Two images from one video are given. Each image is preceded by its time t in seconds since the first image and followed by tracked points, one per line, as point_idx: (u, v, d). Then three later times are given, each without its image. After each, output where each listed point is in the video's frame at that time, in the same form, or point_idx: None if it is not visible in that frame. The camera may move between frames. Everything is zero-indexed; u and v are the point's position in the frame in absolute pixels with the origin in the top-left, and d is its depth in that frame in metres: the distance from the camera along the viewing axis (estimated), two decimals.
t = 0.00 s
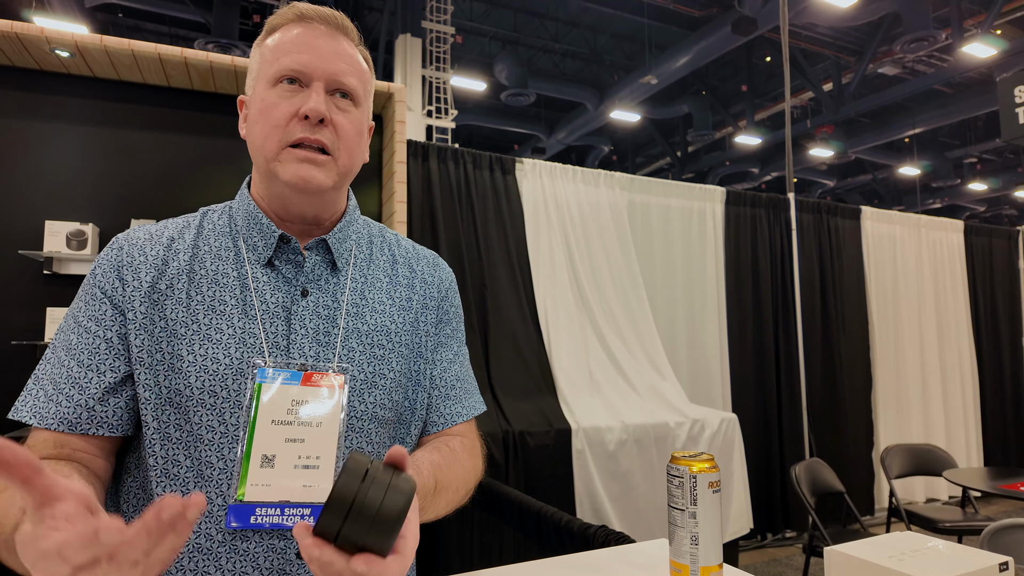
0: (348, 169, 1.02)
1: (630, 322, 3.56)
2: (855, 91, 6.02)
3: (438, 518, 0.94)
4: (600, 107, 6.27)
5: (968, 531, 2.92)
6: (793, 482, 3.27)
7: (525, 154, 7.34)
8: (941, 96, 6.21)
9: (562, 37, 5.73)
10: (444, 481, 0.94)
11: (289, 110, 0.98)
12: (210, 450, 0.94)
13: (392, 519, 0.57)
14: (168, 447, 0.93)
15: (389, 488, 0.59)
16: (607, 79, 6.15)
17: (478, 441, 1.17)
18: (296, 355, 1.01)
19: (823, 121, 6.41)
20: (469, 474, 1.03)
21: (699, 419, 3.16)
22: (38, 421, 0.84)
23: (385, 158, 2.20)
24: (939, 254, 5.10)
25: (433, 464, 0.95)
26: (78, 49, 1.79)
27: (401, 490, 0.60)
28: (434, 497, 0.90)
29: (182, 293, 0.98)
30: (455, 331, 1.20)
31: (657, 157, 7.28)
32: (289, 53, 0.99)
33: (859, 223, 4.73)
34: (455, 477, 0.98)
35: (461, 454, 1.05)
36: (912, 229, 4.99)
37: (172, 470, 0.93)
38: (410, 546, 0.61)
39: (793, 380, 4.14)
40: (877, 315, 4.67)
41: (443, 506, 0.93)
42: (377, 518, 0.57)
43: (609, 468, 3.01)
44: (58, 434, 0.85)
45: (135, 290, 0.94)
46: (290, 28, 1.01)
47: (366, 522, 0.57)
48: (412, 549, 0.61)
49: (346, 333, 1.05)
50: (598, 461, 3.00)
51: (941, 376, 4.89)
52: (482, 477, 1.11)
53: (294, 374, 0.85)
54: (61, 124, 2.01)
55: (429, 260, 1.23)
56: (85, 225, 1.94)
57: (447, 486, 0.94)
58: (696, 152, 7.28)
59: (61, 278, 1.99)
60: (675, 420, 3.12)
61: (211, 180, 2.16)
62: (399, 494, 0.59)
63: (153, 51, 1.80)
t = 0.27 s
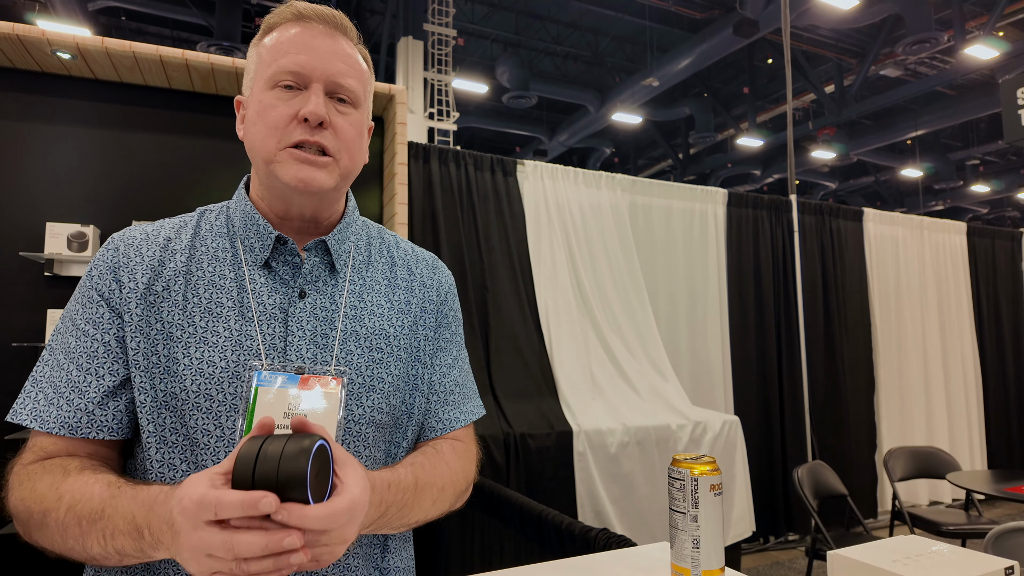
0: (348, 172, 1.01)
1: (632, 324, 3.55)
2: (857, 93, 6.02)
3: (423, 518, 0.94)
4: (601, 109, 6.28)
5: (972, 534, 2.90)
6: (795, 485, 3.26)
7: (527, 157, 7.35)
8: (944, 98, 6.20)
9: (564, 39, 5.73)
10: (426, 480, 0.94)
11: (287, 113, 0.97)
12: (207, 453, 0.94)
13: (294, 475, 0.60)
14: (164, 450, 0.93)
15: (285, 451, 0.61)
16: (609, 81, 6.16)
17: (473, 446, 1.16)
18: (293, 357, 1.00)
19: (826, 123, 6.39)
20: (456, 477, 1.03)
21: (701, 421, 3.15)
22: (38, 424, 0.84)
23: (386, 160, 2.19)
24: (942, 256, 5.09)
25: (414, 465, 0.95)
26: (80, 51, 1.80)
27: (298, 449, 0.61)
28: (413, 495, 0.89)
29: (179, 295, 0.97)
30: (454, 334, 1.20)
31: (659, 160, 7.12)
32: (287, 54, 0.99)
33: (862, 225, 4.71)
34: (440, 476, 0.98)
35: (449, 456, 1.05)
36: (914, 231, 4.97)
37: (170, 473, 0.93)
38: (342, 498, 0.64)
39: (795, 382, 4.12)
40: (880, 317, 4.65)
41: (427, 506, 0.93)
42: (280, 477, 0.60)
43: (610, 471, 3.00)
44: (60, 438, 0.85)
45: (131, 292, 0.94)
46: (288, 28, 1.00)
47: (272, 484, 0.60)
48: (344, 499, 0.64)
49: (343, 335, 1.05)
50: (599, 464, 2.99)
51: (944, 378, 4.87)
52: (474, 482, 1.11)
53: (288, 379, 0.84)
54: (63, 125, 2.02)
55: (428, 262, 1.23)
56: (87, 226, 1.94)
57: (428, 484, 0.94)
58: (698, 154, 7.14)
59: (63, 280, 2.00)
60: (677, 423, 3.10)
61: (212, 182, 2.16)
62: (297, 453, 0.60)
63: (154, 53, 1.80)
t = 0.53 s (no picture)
0: (352, 172, 1.00)
1: (634, 326, 3.54)
2: (859, 95, 6.01)
3: (416, 528, 0.93)
4: (603, 112, 6.32)
5: (976, 538, 2.88)
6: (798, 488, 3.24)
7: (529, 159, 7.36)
8: (946, 100, 6.19)
9: (566, 42, 5.73)
10: (417, 489, 0.93)
11: (294, 112, 0.97)
12: (205, 458, 0.94)
13: (285, 514, 0.57)
14: (162, 454, 0.93)
15: (275, 490, 0.59)
16: (610, 83, 6.15)
17: (471, 451, 1.16)
18: (292, 361, 1.00)
19: (828, 125, 6.38)
20: (450, 486, 1.02)
21: (703, 424, 3.14)
22: (36, 427, 0.84)
23: (388, 162, 2.19)
24: (945, 258, 5.07)
25: (406, 474, 0.94)
26: (82, 54, 1.80)
27: (289, 486, 0.60)
28: (404, 505, 0.89)
29: (178, 298, 0.97)
30: (455, 339, 1.19)
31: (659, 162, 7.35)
32: (296, 52, 0.99)
33: (864, 227, 4.70)
34: (433, 485, 0.98)
35: (444, 464, 1.04)
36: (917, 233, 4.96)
37: (167, 477, 0.93)
38: (333, 529, 0.63)
39: (798, 385, 4.10)
40: (883, 319, 4.64)
41: (418, 516, 0.92)
42: (270, 517, 0.57)
43: (611, 473, 2.99)
44: (59, 442, 0.85)
45: (130, 295, 0.93)
46: (297, 28, 1.01)
47: (262, 524, 0.57)
48: (336, 531, 0.62)
49: (343, 340, 1.04)
50: (600, 466, 2.98)
51: (947, 380, 4.85)
52: (469, 490, 1.10)
53: (286, 386, 0.83)
54: (65, 128, 2.02)
55: (429, 266, 1.22)
56: (88, 229, 1.94)
57: (420, 494, 0.93)
58: (700, 156, 7.08)
59: (64, 282, 2.00)
60: (679, 425, 3.09)
61: (214, 185, 2.16)
62: (288, 491, 0.59)
63: (156, 55, 1.81)
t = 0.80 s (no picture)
0: (352, 178, 1.01)
1: (635, 328, 3.53)
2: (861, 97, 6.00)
3: (415, 529, 0.93)
4: (604, 114, 6.19)
5: (980, 540, 2.87)
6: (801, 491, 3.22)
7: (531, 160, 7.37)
8: (948, 101, 6.17)
9: (567, 44, 5.74)
10: (416, 490, 0.93)
11: (300, 116, 0.97)
12: (204, 459, 0.93)
13: (282, 521, 0.57)
14: (161, 456, 0.93)
15: (272, 496, 0.58)
16: (611, 85, 6.16)
17: (471, 452, 1.15)
18: (291, 362, 1.00)
19: (830, 126, 6.37)
20: (449, 487, 1.02)
21: (705, 425, 3.13)
22: (35, 429, 0.84)
23: (389, 164, 2.19)
24: (947, 260, 5.06)
25: (405, 475, 0.94)
26: (83, 55, 1.80)
27: (287, 491, 0.59)
28: (402, 507, 0.88)
29: (177, 299, 0.97)
30: (455, 339, 1.19)
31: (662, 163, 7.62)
32: (302, 55, 0.99)
33: (866, 229, 4.69)
34: (432, 485, 0.98)
35: (443, 465, 1.04)
36: (920, 234, 4.95)
37: (166, 479, 0.93)
38: (329, 533, 0.62)
39: (800, 387, 4.09)
40: (885, 321, 4.63)
41: (417, 517, 0.92)
42: (266, 524, 0.57)
43: (613, 475, 2.99)
44: (57, 444, 0.85)
45: (129, 296, 0.93)
46: (303, 30, 1.00)
47: (258, 531, 0.57)
48: (334, 535, 0.62)
49: (342, 340, 1.04)
50: (602, 468, 2.97)
51: (949, 381, 4.84)
52: (470, 490, 1.10)
53: (286, 386, 0.83)
54: (66, 130, 2.03)
55: (429, 266, 1.22)
56: (89, 230, 1.94)
57: (419, 495, 0.93)
58: (700, 159, 7.26)
59: (65, 283, 2.00)
60: (680, 427, 3.08)
61: (215, 186, 2.16)
62: (285, 498, 0.58)
63: (157, 57, 1.81)
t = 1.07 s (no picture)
0: (352, 177, 1.01)
1: (637, 330, 3.53)
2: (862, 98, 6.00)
3: (415, 529, 0.93)
4: (605, 116, 6.23)
5: (982, 543, 2.86)
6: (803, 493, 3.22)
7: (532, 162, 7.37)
8: (950, 103, 6.17)
9: (569, 46, 5.74)
10: (417, 490, 0.93)
11: (293, 115, 0.97)
12: (204, 461, 0.93)
13: (283, 521, 0.57)
14: (162, 458, 0.93)
15: (273, 495, 0.58)
16: (613, 87, 6.16)
17: (471, 453, 1.15)
18: (291, 363, 1.00)
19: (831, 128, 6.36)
20: (450, 487, 1.02)
21: (706, 427, 3.13)
22: (35, 431, 0.84)
23: (390, 165, 2.19)
24: (949, 261, 5.05)
25: (405, 476, 0.94)
26: (85, 57, 1.81)
27: (288, 491, 0.59)
28: (402, 507, 0.88)
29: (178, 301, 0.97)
30: (455, 340, 1.19)
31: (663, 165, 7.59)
32: (297, 56, 0.99)
33: (868, 230, 4.69)
34: (432, 486, 0.97)
35: (444, 466, 1.04)
36: (921, 236, 4.94)
37: (166, 481, 0.93)
38: (330, 533, 0.62)
39: (802, 388, 4.08)
40: (887, 322, 4.62)
41: (418, 517, 0.92)
42: (268, 523, 0.57)
43: (614, 477, 2.98)
44: (57, 446, 0.85)
45: (129, 298, 0.93)
46: (299, 30, 1.01)
47: (260, 530, 0.57)
48: (334, 534, 0.62)
49: (343, 341, 1.04)
50: (603, 471, 2.96)
51: (952, 383, 4.82)
52: (470, 490, 1.10)
53: (287, 387, 0.83)
54: (68, 131, 2.03)
55: (429, 266, 1.22)
56: (91, 232, 1.94)
57: (420, 496, 0.93)
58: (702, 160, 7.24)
59: (66, 285, 2.00)
60: (682, 429, 3.08)
61: (216, 188, 2.16)
62: (286, 497, 0.58)
63: (159, 59, 1.81)
